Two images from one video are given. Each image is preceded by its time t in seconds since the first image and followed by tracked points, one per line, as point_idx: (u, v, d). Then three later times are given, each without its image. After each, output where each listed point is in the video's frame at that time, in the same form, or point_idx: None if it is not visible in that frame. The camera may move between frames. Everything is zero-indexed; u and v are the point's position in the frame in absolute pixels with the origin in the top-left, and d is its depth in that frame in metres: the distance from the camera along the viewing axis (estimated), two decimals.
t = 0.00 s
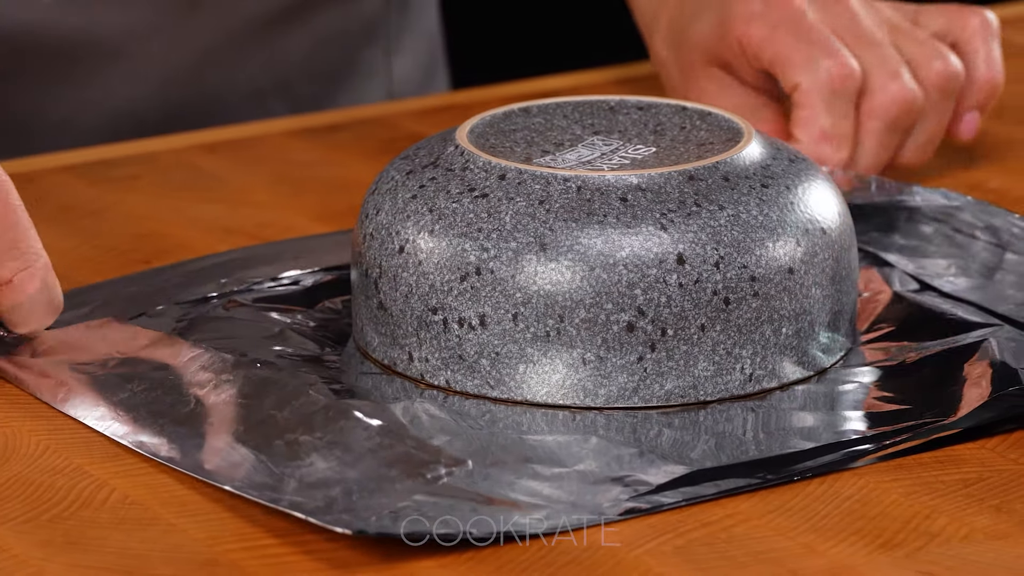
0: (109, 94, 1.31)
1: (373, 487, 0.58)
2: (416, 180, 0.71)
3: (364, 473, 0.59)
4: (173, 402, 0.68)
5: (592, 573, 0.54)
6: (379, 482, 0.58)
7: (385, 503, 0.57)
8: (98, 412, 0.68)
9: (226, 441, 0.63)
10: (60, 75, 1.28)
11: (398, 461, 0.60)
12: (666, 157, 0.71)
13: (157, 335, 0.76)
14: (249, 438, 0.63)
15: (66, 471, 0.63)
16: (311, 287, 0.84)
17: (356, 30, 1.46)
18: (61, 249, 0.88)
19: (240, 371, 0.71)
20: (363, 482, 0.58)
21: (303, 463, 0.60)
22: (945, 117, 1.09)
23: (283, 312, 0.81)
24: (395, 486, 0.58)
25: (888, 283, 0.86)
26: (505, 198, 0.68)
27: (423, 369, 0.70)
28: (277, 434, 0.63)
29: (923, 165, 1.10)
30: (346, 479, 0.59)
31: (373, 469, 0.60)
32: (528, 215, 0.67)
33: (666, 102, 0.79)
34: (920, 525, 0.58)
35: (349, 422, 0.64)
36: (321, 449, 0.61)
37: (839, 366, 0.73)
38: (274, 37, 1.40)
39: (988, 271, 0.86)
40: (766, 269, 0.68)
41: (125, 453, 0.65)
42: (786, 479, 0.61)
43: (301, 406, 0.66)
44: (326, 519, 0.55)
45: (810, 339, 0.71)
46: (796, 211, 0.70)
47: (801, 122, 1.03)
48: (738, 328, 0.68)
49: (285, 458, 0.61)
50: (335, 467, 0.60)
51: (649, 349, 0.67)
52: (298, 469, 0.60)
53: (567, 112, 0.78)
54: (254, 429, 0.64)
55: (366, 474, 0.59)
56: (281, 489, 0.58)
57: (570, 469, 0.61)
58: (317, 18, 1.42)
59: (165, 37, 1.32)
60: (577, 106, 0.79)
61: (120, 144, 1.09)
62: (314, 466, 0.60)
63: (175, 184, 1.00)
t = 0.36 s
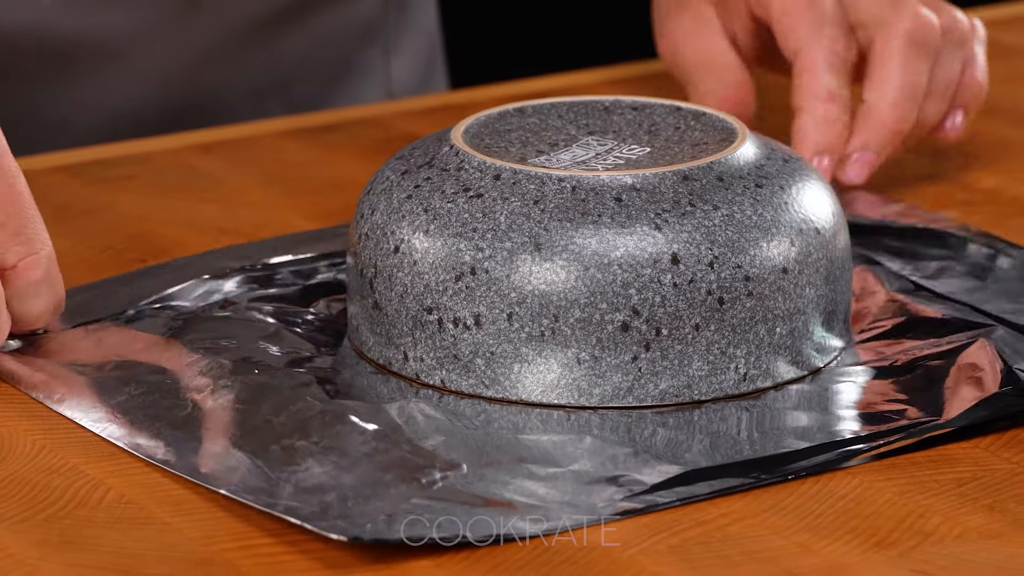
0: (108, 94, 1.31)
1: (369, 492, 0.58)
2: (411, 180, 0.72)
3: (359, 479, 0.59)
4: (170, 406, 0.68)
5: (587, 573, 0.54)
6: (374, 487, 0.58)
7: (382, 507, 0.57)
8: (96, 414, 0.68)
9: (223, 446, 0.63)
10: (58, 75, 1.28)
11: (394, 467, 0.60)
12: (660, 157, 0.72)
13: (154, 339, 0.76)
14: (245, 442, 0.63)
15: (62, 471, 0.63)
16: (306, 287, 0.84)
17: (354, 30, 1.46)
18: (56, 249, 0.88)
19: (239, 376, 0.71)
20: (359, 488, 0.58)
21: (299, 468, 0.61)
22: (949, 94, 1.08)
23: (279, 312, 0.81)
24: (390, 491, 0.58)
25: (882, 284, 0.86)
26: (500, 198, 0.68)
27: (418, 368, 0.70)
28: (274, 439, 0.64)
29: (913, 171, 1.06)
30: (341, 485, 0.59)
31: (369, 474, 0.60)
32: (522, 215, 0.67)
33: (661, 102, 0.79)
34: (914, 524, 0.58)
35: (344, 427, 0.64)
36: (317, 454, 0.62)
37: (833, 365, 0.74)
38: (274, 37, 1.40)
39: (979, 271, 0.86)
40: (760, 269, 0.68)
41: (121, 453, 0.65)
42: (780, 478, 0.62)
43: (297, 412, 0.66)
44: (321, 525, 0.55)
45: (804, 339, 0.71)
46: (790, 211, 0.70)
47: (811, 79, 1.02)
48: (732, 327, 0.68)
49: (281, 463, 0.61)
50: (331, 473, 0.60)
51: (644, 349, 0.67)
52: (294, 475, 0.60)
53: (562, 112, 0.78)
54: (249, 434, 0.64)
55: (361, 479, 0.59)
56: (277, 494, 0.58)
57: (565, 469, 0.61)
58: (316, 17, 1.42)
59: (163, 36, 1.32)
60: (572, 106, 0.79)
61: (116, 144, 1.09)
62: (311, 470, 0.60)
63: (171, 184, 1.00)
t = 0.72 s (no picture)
0: (106, 94, 1.31)
1: (363, 488, 0.58)
2: (406, 181, 0.72)
3: (355, 478, 0.59)
4: (164, 400, 0.69)
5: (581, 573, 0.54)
6: (369, 482, 0.59)
7: (377, 502, 0.57)
8: (93, 413, 0.68)
9: (217, 441, 0.64)
10: (55, 75, 1.28)
11: (388, 461, 0.61)
12: (654, 157, 0.72)
13: (146, 335, 0.77)
14: (240, 437, 0.64)
15: (58, 470, 0.63)
16: (301, 288, 0.85)
17: (353, 32, 1.46)
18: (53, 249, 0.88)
19: (233, 370, 0.71)
20: (353, 483, 0.59)
21: (294, 462, 0.61)
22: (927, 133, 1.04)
23: (274, 311, 0.81)
24: (385, 486, 0.58)
25: (876, 284, 0.86)
26: (495, 198, 0.68)
27: (413, 368, 0.70)
28: (268, 435, 0.64)
29: (854, 182, 1.05)
30: (337, 478, 0.59)
31: (365, 473, 0.60)
32: (517, 215, 0.67)
33: (655, 103, 0.79)
34: (907, 524, 0.58)
35: (339, 421, 0.65)
36: (312, 449, 0.62)
37: (827, 365, 0.74)
38: (272, 38, 1.40)
39: (979, 271, 0.86)
40: (754, 269, 0.68)
41: (117, 453, 0.65)
42: (774, 478, 0.62)
43: (293, 406, 0.67)
44: (317, 520, 0.55)
45: (798, 338, 0.72)
46: (784, 212, 0.70)
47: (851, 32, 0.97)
48: (726, 327, 0.68)
49: (275, 457, 0.61)
50: (326, 467, 0.60)
51: (638, 349, 0.67)
52: (289, 469, 0.60)
53: (557, 112, 0.79)
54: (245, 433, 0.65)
55: (357, 474, 0.59)
56: (272, 488, 0.59)
57: (559, 469, 0.61)
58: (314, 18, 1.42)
59: (161, 36, 1.32)
60: (567, 106, 0.79)
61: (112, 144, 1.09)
62: (305, 465, 0.60)
63: (167, 184, 1.00)
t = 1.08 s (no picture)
0: (102, 94, 1.31)
1: (362, 490, 0.58)
2: (401, 181, 0.72)
3: (352, 478, 0.59)
4: (164, 407, 0.69)
5: (576, 572, 0.54)
6: (367, 485, 0.59)
7: (376, 504, 0.57)
8: (89, 414, 0.68)
9: (217, 445, 0.64)
10: (51, 75, 1.28)
11: (389, 470, 0.60)
12: (649, 158, 0.72)
13: (145, 341, 0.77)
14: (240, 442, 0.64)
15: (53, 469, 0.63)
16: (298, 288, 0.85)
17: (351, 33, 1.46)
18: (49, 249, 0.88)
19: (234, 378, 0.71)
20: (351, 487, 0.59)
21: (292, 467, 0.61)
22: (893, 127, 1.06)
23: (270, 311, 0.81)
24: (383, 490, 0.58)
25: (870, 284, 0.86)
26: (490, 198, 0.68)
27: (408, 368, 0.71)
28: (269, 441, 0.64)
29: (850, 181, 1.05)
30: (334, 481, 0.59)
31: (361, 472, 0.60)
32: (512, 215, 0.68)
33: (649, 103, 0.79)
34: (901, 522, 0.59)
35: (340, 435, 0.64)
36: (312, 456, 0.62)
37: (821, 364, 0.74)
38: (269, 39, 1.40)
39: (972, 271, 0.86)
40: (748, 269, 0.68)
41: (113, 452, 0.65)
42: (768, 476, 0.62)
43: (292, 414, 0.67)
44: (316, 516, 0.56)
45: (792, 338, 0.72)
46: (778, 211, 0.70)
47: (833, 29, 1.00)
48: (721, 327, 0.68)
49: (274, 461, 0.62)
50: (324, 472, 0.60)
51: (633, 348, 0.67)
52: (287, 472, 0.60)
53: (551, 113, 0.79)
54: (241, 433, 0.65)
55: (355, 478, 0.59)
56: (270, 488, 0.59)
57: (554, 468, 0.62)
58: (312, 18, 1.42)
59: (158, 37, 1.33)
60: (561, 107, 0.79)
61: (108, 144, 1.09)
62: (302, 470, 0.60)
63: (163, 184, 1.00)
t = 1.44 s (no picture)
0: (97, 94, 1.31)
1: (357, 492, 0.58)
2: (396, 181, 0.72)
3: (348, 478, 0.60)
4: (157, 400, 0.69)
5: (571, 572, 0.54)
6: (364, 488, 0.59)
7: (371, 507, 0.57)
8: (83, 411, 0.68)
9: (211, 442, 0.64)
10: (46, 75, 1.28)
11: (382, 468, 0.60)
12: (644, 158, 0.72)
13: (139, 333, 0.78)
14: (233, 440, 0.64)
15: (49, 469, 0.63)
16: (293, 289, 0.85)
17: (346, 34, 1.46)
18: (45, 249, 0.89)
19: (226, 374, 0.72)
20: (348, 489, 0.59)
21: (287, 466, 0.61)
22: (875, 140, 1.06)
23: (265, 311, 0.81)
24: (378, 492, 0.58)
25: (863, 284, 0.86)
26: (485, 198, 0.69)
27: (404, 368, 0.71)
28: (263, 439, 0.64)
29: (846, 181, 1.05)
30: (330, 485, 0.59)
31: (357, 472, 0.60)
32: (507, 215, 0.68)
33: (644, 103, 0.79)
34: (895, 522, 0.59)
35: (333, 429, 0.64)
36: (306, 454, 0.62)
37: (815, 363, 0.74)
38: (265, 39, 1.40)
39: (966, 271, 0.86)
40: (742, 269, 0.69)
41: (109, 452, 0.65)
42: (762, 476, 0.62)
43: (286, 410, 0.67)
44: (310, 523, 0.56)
45: (787, 337, 0.72)
46: (772, 211, 0.71)
47: (823, 52, 0.98)
48: (716, 326, 0.69)
49: (269, 459, 0.62)
50: (318, 472, 0.60)
51: (628, 348, 0.68)
52: (281, 473, 0.60)
53: (546, 113, 0.79)
54: (235, 430, 0.65)
55: (349, 479, 0.59)
56: (264, 491, 0.59)
57: (549, 467, 0.62)
58: (308, 19, 1.42)
59: (153, 37, 1.33)
60: (556, 107, 0.80)
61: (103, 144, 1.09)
62: (298, 469, 0.61)
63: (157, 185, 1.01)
